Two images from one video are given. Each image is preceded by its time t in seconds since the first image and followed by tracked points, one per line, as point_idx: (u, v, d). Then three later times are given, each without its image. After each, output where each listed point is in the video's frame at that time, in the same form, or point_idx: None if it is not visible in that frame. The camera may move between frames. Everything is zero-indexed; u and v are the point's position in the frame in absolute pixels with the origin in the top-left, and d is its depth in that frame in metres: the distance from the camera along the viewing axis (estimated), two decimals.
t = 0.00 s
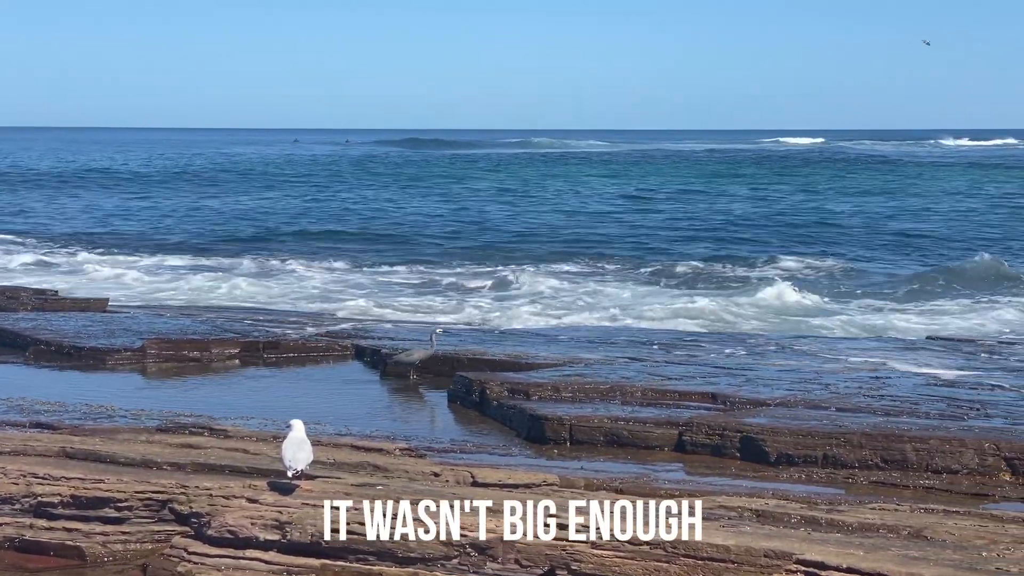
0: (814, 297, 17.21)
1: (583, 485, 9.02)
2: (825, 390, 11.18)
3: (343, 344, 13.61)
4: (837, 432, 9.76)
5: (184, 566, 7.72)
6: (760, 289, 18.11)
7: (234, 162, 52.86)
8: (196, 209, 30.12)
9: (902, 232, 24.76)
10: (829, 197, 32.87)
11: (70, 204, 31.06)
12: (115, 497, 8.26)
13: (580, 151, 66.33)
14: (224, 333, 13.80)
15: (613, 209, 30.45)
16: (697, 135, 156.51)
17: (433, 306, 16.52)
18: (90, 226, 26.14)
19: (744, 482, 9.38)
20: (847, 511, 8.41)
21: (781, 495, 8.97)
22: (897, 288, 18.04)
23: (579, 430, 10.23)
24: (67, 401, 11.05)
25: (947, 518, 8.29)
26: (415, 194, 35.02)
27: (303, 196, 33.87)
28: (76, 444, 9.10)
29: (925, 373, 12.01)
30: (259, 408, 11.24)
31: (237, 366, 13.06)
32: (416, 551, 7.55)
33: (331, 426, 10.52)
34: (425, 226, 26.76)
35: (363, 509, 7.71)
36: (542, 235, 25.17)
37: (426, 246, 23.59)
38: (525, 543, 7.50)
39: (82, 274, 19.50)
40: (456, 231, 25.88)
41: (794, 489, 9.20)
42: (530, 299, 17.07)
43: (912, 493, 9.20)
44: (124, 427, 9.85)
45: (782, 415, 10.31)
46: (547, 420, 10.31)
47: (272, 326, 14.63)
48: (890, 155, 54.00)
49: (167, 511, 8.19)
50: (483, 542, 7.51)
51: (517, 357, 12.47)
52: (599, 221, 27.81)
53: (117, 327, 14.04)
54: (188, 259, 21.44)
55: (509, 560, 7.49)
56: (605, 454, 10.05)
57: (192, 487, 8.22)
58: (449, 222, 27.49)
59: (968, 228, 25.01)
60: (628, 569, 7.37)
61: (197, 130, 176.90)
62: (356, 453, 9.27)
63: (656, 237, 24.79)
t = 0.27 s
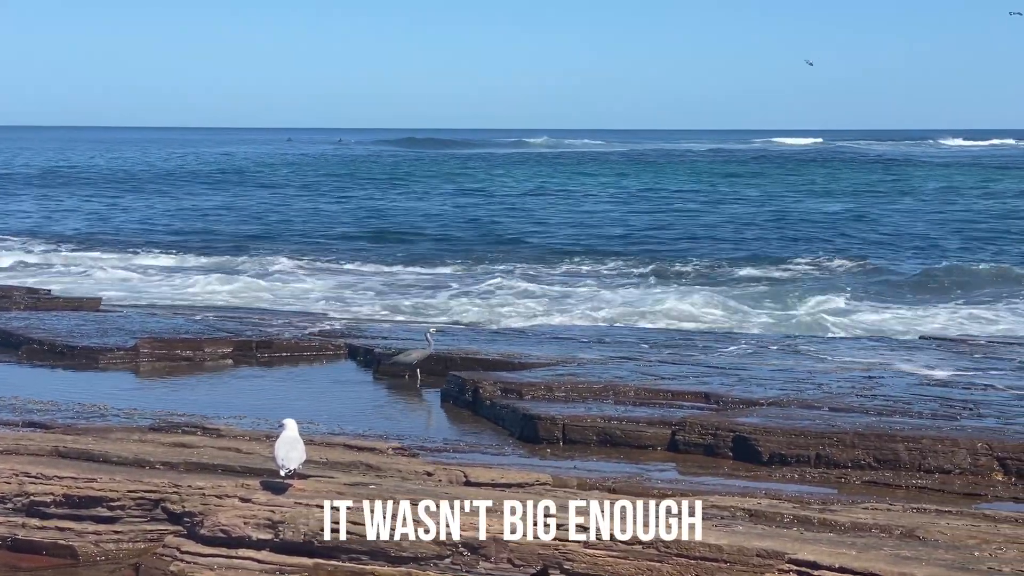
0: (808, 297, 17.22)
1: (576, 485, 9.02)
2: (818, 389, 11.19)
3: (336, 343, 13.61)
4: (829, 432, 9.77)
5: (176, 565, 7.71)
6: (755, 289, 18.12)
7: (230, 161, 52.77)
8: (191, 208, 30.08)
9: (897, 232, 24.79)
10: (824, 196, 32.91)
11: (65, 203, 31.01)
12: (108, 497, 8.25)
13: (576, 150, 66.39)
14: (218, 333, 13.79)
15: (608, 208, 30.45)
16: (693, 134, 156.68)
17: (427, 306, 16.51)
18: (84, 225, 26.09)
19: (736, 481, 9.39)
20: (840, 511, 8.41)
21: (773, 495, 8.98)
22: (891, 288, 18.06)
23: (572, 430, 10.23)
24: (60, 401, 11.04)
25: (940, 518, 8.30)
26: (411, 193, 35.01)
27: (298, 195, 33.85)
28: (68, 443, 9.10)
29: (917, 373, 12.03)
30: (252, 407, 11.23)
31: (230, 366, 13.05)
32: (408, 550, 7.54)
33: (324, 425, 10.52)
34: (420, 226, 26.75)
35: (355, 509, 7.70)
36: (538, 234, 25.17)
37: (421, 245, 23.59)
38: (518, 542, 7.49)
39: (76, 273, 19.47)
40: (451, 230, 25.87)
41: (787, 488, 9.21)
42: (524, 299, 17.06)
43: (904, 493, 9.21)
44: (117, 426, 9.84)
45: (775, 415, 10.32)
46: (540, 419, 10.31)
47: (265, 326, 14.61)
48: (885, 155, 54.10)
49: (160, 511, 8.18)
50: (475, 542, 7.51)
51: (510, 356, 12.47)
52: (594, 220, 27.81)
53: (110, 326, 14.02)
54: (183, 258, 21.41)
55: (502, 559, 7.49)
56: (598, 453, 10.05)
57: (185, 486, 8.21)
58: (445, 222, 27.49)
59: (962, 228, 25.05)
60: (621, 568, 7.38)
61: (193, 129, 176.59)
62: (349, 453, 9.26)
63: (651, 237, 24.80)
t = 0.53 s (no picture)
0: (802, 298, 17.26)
1: (570, 485, 9.03)
2: (812, 389, 11.21)
3: (330, 343, 13.61)
4: (823, 432, 9.78)
5: (170, 566, 7.70)
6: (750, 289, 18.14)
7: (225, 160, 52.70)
8: (186, 208, 30.05)
9: (891, 232, 24.83)
10: (819, 196, 32.96)
11: (59, 203, 30.96)
12: (101, 497, 8.25)
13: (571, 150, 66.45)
14: (211, 333, 13.79)
15: (604, 208, 30.47)
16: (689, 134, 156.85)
17: (423, 305, 16.52)
18: (79, 225, 26.05)
19: (729, 481, 9.40)
20: (833, 511, 8.42)
21: (767, 495, 8.98)
22: (886, 288, 18.10)
23: (566, 430, 10.24)
24: (53, 401, 11.03)
25: (933, 519, 8.31)
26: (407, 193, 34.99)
27: (293, 196, 33.83)
28: (61, 444, 9.10)
29: (911, 373, 12.05)
30: (245, 407, 11.24)
31: (224, 366, 13.04)
32: (402, 551, 7.54)
33: (317, 426, 10.52)
34: (416, 225, 26.75)
35: (349, 510, 7.70)
36: (533, 235, 25.16)
37: (416, 245, 23.59)
38: (511, 543, 7.49)
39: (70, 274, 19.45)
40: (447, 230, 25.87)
41: (780, 489, 9.22)
42: (519, 299, 17.07)
43: (898, 493, 9.22)
44: (110, 426, 9.84)
45: (768, 415, 10.33)
46: (534, 419, 10.32)
47: (259, 326, 14.62)
48: (881, 155, 54.23)
49: (153, 511, 8.18)
50: (468, 542, 7.50)
51: (504, 356, 12.48)
52: (590, 220, 27.83)
53: (104, 327, 14.01)
54: (178, 258, 21.39)
55: (496, 560, 7.48)
56: (591, 453, 10.06)
57: (179, 487, 8.21)
58: (441, 222, 27.48)
59: (956, 229, 25.10)
60: (614, 569, 7.38)
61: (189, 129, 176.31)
62: (343, 453, 9.27)
63: (646, 237, 24.83)
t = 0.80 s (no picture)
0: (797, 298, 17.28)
1: (563, 485, 9.04)
2: (804, 389, 11.22)
3: (323, 344, 13.62)
4: (816, 432, 9.79)
5: (162, 566, 7.69)
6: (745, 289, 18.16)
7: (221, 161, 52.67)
8: (181, 208, 30.02)
9: (887, 232, 24.85)
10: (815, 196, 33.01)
11: (54, 202, 30.91)
12: (94, 497, 8.24)
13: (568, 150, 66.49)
14: (205, 333, 13.79)
15: (601, 208, 30.48)
16: (686, 135, 156.97)
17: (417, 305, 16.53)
18: (74, 226, 26.02)
19: (722, 482, 9.41)
20: (826, 511, 8.43)
21: (759, 495, 8.99)
22: (880, 288, 18.14)
23: (559, 430, 10.25)
24: (46, 401, 11.03)
25: (925, 519, 8.32)
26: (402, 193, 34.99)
27: (289, 195, 33.80)
28: (54, 444, 9.10)
29: (903, 374, 12.07)
30: (239, 407, 11.24)
31: (217, 366, 13.04)
32: (395, 551, 7.56)
33: (310, 426, 10.53)
34: (412, 225, 26.76)
35: (342, 509, 7.70)
36: (529, 234, 25.16)
37: (412, 245, 23.60)
38: (504, 543, 7.50)
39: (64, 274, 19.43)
40: (443, 230, 25.87)
41: (773, 489, 9.23)
42: (514, 299, 17.09)
43: (891, 493, 9.23)
44: (103, 426, 9.85)
45: (761, 415, 10.35)
46: (527, 419, 10.33)
47: (252, 326, 14.62)
48: (876, 155, 54.30)
49: (146, 511, 8.18)
50: (461, 542, 7.52)
51: (498, 357, 12.49)
52: (585, 220, 27.84)
53: (97, 327, 14.01)
54: (172, 258, 21.39)
55: (488, 560, 7.51)
56: (584, 454, 10.07)
57: (172, 487, 8.21)
58: (437, 222, 27.48)
59: (951, 229, 25.15)
60: (607, 569, 7.39)
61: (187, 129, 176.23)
62: (336, 453, 9.27)
63: (642, 237, 24.84)
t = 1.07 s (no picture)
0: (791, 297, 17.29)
1: (556, 485, 9.03)
2: (798, 389, 11.22)
3: (317, 344, 13.61)
4: (809, 432, 9.80)
5: (155, 566, 7.68)
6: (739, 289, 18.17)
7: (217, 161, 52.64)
8: (176, 208, 29.99)
9: (882, 232, 24.87)
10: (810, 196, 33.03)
11: (48, 203, 30.87)
12: (86, 498, 8.23)
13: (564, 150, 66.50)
14: (198, 333, 13.77)
15: (596, 208, 30.49)
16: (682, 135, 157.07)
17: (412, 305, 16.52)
18: (69, 226, 25.98)
19: (716, 481, 9.40)
20: (819, 511, 8.44)
21: (753, 495, 8.99)
22: (875, 288, 18.15)
23: (553, 430, 10.25)
24: (39, 401, 11.02)
25: (918, 518, 8.32)
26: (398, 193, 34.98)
27: (284, 195, 33.79)
28: (47, 444, 9.08)
29: (897, 373, 12.07)
30: (232, 407, 11.23)
31: (210, 366, 13.03)
32: (388, 551, 7.55)
33: (304, 426, 10.53)
34: (408, 225, 26.76)
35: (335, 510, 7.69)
36: (525, 235, 25.16)
37: (407, 244, 23.58)
38: (498, 543, 7.49)
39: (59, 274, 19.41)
40: (438, 230, 25.87)
41: (766, 488, 9.23)
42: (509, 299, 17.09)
43: (884, 493, 9.23)
44: (96, 427, 9.84)
45: (755, 414, 10.35)
46: (521, 419, 10.32)
47: (246, 326, 14.61)
48: (872, 155, 54.33)
49: (139, 512, 8.17)
50: (455, 542, 7.51)
51: (492, 357, 12.48)
52: (581, 220, 27.84)
53: (91, 327, 13.99)
54: (166, 258, 21.37)
55: (482, 560, 7.49)
56: (578, 454, 10.06)
57: (165, 487, 8.20)
58: (433, 222, 27.48)
59: (946, 229, 25.19)
60: (601, 568, 7.38)
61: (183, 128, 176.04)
62: (329, 454, 9.27)
63: (638, 237, 24.85)
